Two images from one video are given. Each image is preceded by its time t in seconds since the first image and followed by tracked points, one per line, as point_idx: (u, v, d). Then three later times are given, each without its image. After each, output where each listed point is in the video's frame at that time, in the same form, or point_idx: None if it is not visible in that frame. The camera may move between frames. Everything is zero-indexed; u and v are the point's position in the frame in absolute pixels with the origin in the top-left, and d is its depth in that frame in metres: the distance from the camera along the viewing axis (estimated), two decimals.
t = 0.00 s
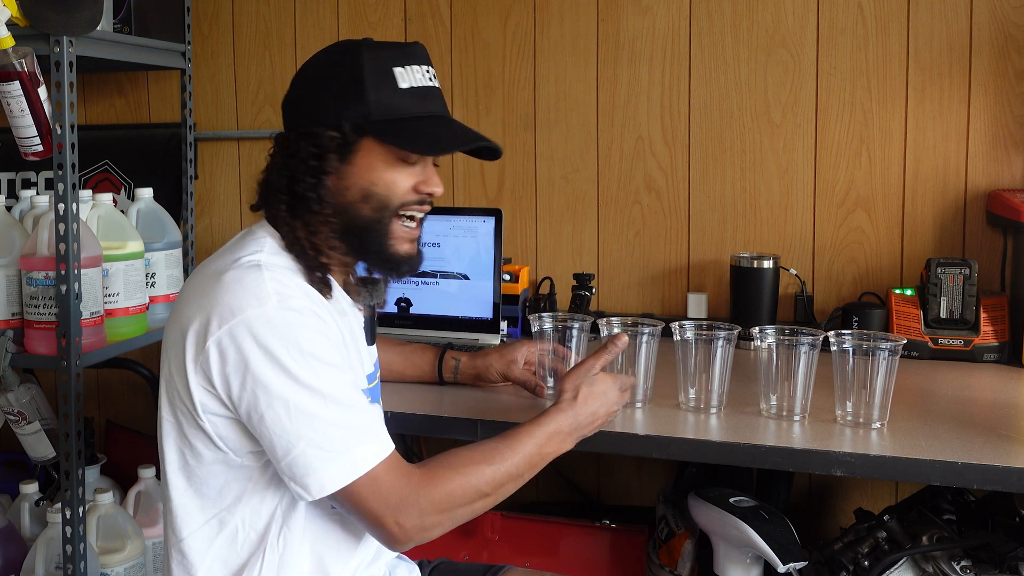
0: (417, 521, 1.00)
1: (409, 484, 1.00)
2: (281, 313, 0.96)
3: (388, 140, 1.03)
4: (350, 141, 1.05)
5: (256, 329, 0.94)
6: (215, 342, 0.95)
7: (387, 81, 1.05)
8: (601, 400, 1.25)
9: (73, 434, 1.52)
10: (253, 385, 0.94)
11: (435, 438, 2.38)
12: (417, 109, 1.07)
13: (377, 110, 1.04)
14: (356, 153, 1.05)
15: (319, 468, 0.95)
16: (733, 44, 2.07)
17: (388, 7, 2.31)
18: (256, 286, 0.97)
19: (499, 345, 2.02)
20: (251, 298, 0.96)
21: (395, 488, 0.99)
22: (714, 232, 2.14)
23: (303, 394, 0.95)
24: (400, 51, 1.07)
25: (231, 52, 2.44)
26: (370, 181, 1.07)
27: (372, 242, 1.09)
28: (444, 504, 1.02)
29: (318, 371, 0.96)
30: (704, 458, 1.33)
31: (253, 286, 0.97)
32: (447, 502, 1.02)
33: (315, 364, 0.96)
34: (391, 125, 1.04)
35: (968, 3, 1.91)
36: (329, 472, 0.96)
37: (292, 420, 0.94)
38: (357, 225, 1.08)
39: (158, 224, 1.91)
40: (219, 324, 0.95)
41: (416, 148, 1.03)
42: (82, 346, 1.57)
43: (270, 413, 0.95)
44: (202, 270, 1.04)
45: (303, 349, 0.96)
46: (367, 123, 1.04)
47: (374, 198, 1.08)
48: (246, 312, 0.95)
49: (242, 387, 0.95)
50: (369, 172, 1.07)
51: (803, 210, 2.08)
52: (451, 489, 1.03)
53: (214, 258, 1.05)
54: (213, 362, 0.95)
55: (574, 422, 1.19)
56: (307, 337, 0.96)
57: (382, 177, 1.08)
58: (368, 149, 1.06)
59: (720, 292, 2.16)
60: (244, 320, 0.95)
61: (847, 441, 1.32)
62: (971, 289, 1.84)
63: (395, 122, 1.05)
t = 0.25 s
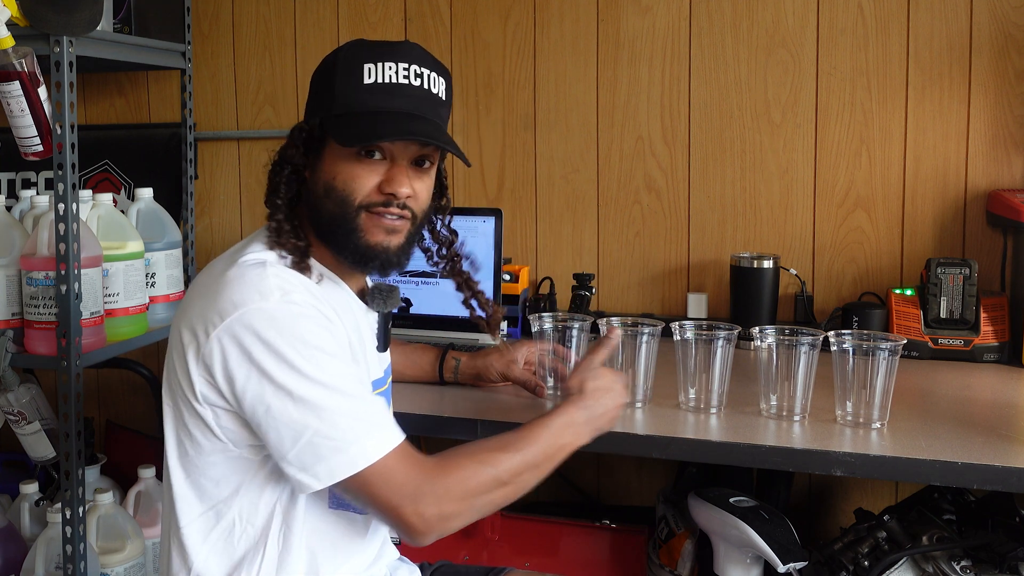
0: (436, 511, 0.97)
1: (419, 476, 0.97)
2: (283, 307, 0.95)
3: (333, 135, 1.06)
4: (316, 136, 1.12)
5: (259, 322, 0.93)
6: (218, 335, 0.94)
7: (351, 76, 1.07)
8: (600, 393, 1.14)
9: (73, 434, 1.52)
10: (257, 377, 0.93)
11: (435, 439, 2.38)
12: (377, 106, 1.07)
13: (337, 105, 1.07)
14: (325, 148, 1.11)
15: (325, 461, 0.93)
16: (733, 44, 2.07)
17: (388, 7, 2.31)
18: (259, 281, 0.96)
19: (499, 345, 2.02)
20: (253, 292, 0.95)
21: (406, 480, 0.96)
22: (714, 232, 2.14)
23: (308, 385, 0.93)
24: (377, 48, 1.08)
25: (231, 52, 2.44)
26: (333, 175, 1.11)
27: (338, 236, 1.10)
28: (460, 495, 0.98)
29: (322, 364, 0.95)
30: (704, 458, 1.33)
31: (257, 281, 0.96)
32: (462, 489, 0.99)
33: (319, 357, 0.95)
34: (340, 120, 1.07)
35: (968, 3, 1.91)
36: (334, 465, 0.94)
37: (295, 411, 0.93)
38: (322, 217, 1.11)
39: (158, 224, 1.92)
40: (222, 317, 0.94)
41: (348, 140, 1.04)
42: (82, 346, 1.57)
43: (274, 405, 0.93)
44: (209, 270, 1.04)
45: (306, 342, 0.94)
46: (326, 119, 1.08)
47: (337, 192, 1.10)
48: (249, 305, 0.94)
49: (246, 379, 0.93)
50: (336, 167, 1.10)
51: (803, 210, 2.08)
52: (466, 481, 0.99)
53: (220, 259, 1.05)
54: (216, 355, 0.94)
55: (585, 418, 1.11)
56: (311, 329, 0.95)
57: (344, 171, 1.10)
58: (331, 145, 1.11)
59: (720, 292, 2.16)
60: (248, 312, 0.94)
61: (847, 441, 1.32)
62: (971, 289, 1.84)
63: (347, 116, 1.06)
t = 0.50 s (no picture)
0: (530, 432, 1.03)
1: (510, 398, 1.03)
2: (329, 287, 0.97)
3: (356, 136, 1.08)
4: (334, 137, 1.14)
5: (313, 300, 0.95)
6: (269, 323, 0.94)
7: (370, 79, 1.09)
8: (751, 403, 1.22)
9: (73, 434, 1.52)
10: (319, 353, 0.94)
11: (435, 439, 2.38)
12: (395, 107, 1.09)
13: (356, 108, 1.09)
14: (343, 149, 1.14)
15: (403, 412, 0.97)
16: (733, 44, 2.07)
17: (388, 7, 2.31)
18: (297, 270, 0.98)
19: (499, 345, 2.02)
20: (297, 279, 0.96)
21: (501, 400, 1.03)
22: (714, 232, 2.14)
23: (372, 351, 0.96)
24: (395, 49, 1.10)
25: (231, 52, 2.44)
26: (352, 177, 1.14)
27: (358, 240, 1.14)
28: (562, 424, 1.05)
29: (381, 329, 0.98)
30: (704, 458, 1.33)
31: (296, 268, 0.98)
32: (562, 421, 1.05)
33: (375, 323, 0.98)
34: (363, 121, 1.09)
35: (968, 3, 1.91)
36: (411, 416, 0.97)
37: (365, 374, 0.96)
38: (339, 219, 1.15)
39: (158, 224, 1.92)
40: (269, 305, 0.94)
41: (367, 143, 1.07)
42: (82, 346, 1.57)
43: (341, 373, 0.95)
44: (228, 273, 1.03)
45: (361, 311, 0.97)
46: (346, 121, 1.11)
47: (355, 194, 1.14)
48: (297, 288, 0.95)
49: (306, 357, 0.95)
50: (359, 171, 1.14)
51: (803, 210, 2.08)
52: (570, 414, 1.05)
53: (239, 262, 1.05)
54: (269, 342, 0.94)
55: (724, 413, 1.18)
56: (360, 302, 0.98)
57: (363, 174, 1.14)
58: (350, 146, 1.14)
59: (720, 292, 2.16)
60: (298, 293, 0.95)
61: (847, 441, 1.32)
62: (971, 288, 1.84)
63: (367, 119, 1.09)
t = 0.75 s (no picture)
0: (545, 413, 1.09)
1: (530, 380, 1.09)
2: (342, 280, 0.99)
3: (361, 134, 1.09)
4: (342, 136, 1.15)
5: (327, 293, 0.97)
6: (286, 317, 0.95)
7: (380, 79, 1.09)
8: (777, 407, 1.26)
9: (73, 434, 1.52)
10: (335, 345, 0.96)
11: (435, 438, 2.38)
12: (403, 107, 1.09)
13: (364, 107, 1.10)
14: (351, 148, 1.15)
15: (419, 400, 1.00)
16: (733, 44, 2.07)
17: (389, 7, 2.31)
18: (309, 264, 0.99)
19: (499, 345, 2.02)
20: (310, 273, 0.98)
21: (517, 384, 1.08)
22: (714, 232, 2.14)
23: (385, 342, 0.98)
24: (404, 50, 1.10)
25: (231, 52, 2.44)
26: (361, 176, 1.15)
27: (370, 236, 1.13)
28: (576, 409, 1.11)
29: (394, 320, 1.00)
30: (704, 458, 1.33)
31: (308, 264, 0.99)
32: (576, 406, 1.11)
33: (387, 315, 1.00)
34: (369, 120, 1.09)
35: (968, 3, 1.91)
36: (425, 403, 1.00)
37: (381, 364, 0.98)
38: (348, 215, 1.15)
39: (158, 224, 1.92)
40: (285, 300, 0.96)
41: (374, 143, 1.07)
42: (82, 346, 1.57)
43: (357, 363, 0.97)
44: (236, 272, 1.04)
45: (374, 303, 0.99)
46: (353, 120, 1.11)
47: (363, 192, 1.15)
48: (311, 283, 0.97)
49: (322, 349, 0.96)
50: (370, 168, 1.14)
51: (803, 210, 2.08)
52: (586, 398, 1.11)
53: (246, 261, 1.06)
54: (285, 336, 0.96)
55: (747, 414, 1.23)
56: (372, 294, 1.00)
57: (371, 172, 1.14)
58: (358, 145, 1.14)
59: (720, 292, 2.16)
60: (313, 287, 0.97)
61: (847, 441, 1.32)
62: (971, 288, 1.84)
63: (374, 118, 1.09)
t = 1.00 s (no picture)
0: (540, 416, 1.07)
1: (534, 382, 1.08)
2: (338, 284, 0.99)
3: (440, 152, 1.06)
4: (389, 147, 1.07)
5: (323, 298, 0.97)
6: (282, 325, 0.96)
7: (434, 93, 1.08)
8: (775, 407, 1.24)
9: (73, 434, 1.52)
10: (331, 350, 0.96)
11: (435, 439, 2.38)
12: (458, 122, 1.09)
13: (425, 123, 1.07)
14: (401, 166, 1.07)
15: (418, 404, 0.99)
16: (733, 44, 2.07)
17: (388, 7, 2.31)
18: (306, 269, 0.99)
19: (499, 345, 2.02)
20: (306, 278, 0.98)
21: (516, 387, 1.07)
22: (714, 232, 2.14)
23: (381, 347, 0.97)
24: (446, 63, 1.09)
25: (231, 53, 2.44)
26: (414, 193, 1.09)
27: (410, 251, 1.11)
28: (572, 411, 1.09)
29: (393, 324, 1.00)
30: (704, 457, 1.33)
31: (305, 270, 0.99)
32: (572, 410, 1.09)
33: (384, 319, 0.99)
34: (438, 136, 1.07)
35: (968, 3, 1.91)
36: (423, 408, 0.99)
37: (378, 369, 0.97)
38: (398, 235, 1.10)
39: (158, 224, 1.92)
40: (281, 307, 0.96)
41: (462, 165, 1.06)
42: (82, 346, 1.57)
43: (354, 369, 0.97)
44: (234, 276, 1.04)
45: (371, 307, 0.99)
46: (414, 137, 1.06)
47: (422, 210, 1.10)
48: (307, 289, 0.97)
49: (319, 355, 0.96)
50: (417, 181, 1.09)
51: (803, 210, 2.08)
52: (584, 401, 1.10)
53: (244, 265, 1.06)
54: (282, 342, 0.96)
55: (744, 415, 1.20)
56: (369, 299, 0.99)
57: (427, 188, 1.10)
58: (415, 160, 1.08)
59: (720, 292, 2.16)
60: (309, 293, 0.97)
61: (847, 441, 1.32)
62: (971, 289, 1.84)
63: (443, 137, 1.07)
